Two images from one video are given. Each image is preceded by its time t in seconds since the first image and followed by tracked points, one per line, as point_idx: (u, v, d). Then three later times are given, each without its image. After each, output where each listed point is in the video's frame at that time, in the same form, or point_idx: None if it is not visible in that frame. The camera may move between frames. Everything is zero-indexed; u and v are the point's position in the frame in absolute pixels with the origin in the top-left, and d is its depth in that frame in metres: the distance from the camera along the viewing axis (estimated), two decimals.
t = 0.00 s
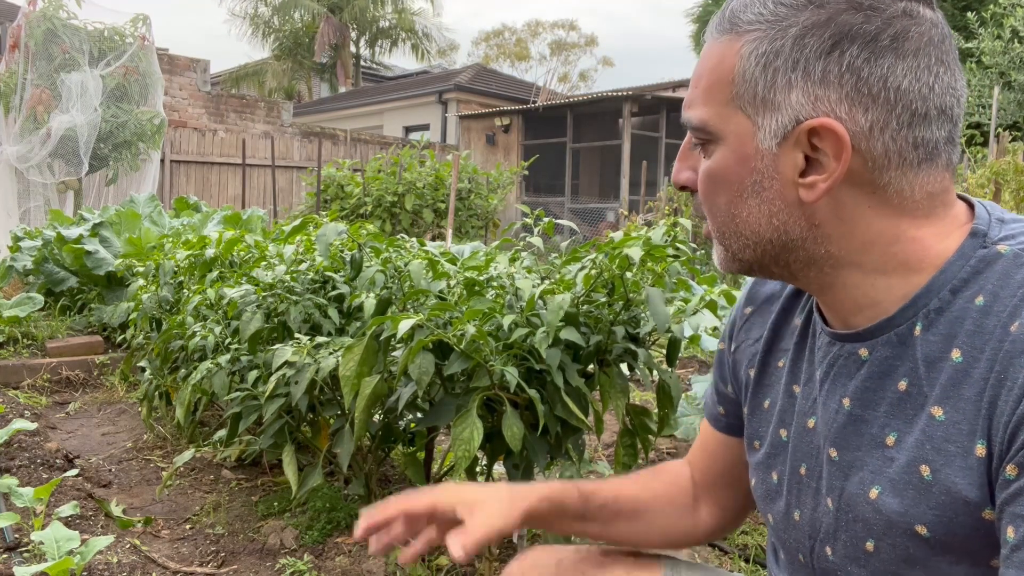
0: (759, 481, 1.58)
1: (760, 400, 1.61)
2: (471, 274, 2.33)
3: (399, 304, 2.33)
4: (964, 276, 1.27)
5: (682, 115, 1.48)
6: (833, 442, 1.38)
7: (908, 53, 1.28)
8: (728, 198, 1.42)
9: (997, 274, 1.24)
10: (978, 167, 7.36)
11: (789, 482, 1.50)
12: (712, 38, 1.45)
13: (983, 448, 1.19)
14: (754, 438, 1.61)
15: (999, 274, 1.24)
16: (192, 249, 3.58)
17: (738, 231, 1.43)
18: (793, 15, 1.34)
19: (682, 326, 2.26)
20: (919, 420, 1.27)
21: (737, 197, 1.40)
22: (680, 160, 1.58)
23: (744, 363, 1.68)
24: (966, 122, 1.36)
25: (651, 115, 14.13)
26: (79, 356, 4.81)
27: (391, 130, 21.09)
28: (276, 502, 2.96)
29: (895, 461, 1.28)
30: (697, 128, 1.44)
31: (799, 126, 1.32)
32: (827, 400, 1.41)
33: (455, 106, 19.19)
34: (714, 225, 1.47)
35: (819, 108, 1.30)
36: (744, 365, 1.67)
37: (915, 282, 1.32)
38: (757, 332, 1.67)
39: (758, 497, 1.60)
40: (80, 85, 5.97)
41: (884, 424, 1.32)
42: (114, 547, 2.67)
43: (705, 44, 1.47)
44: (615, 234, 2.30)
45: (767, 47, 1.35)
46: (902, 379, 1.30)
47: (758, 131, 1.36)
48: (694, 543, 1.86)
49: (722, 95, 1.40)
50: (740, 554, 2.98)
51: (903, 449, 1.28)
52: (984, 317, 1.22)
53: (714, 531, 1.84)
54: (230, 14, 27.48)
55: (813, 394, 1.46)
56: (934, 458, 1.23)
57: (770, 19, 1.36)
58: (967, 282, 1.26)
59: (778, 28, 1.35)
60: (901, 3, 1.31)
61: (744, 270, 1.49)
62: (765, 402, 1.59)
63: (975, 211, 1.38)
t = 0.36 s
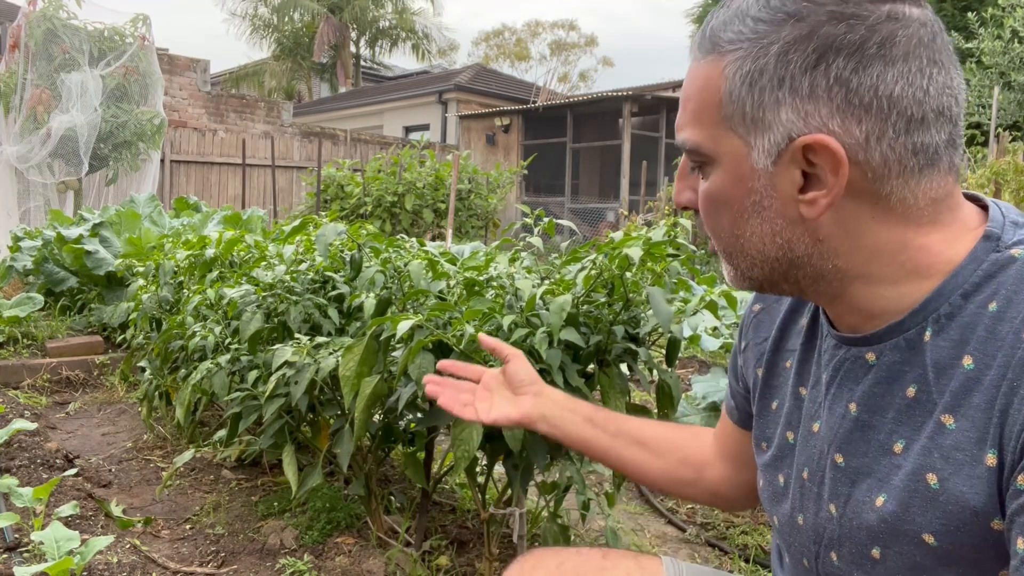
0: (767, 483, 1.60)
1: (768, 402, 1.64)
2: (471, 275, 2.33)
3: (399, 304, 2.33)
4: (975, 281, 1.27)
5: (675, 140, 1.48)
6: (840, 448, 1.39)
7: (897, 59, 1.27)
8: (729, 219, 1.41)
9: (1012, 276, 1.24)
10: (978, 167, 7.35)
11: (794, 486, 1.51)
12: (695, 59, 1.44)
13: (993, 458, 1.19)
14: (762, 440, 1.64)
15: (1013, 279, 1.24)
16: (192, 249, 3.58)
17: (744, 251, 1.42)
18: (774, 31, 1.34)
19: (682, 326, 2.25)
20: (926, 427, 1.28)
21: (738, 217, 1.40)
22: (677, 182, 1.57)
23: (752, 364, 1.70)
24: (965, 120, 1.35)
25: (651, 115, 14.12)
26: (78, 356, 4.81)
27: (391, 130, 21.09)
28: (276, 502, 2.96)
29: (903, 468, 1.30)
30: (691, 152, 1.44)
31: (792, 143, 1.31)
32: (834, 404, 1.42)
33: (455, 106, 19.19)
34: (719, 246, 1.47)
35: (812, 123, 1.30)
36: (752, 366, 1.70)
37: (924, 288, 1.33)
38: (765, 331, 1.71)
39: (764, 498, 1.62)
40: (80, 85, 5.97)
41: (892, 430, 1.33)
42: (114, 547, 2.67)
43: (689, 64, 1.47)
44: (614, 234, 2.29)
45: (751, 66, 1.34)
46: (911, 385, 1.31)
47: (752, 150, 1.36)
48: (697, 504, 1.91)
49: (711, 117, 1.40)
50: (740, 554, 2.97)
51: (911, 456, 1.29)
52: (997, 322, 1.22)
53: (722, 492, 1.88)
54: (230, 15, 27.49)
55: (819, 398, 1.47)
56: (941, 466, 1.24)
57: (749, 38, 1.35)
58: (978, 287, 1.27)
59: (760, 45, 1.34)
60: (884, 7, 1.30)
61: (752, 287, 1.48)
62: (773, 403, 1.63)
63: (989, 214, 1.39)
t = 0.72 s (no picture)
0: (772, 485, 1.61)
1: (773, 404, 1.65)
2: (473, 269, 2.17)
3: (401, 302, 2.26)
4: (966, 281, 1.28)
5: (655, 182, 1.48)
6: (839, 450, 1.39)
7: (856, 85, 1.27)
8: (718, 251, 1.41)
9: (1003, 277, 1.25)
10: (978, 168, 7.35)
11: (798, 489, 1.52)
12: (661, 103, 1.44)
13: (985, 455, 1.19)
14: (766, 442, 1.65)
15: (1003, 280, 1.25)
16: (192, 249, 3.59)
17: (737, 282, 1.42)
18: (732, 72, 1.34)
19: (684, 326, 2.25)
20: (922, 427, 1.28)
21: (726, 250, 1.40)
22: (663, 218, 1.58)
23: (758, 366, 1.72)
24: (937, 128, 1.35)
25: (651, 115, 14.12)
26: (79, 356, 4.81)
27: (391, 130, 21.10)
28: (276, 502, 2.96)
29: (901, 468, 1.30)
30: (674, 192, 1.44)
31: (766, 177, 1.31)
32: (832, 407, 1.43)
33: (455, 106, 19.20)
34: (712, 276, 1.47)
35: (782, 157, 1.30)
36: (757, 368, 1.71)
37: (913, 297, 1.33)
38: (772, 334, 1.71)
39: (769, 502, 1.63)
40: (80, 85, 5.98)
41: (889, 432, 1.33)
42: (114, 547, 2.67)
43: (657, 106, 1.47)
44: (616, 234, 2.31)
45: (717, 106, 1.35)
46: (906, 387, 1.31)
47: (730, 186, 1.36)
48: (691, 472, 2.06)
49: (686, 157, 1.40)
50: (740, 554, 2.97)
51: (908, 456, 1.29)
52: (988, 322, 1.23)
53: (714, 464, 2.02)
54: (230, 14, 27.47)
55: (818, 402, 1.48)
56: (937, 465, 1.24)
57: (708, 82, 1.36)
58: (970, 288, 1.27)
59: (721, 86, 1.34)
60: (836, 33, 1.30)
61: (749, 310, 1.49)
62: (778, 406, 1.64)
63: (979, 217, 1.40)
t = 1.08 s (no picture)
0: (777, 482, 1.61)
1: (779, 402, 1.65)
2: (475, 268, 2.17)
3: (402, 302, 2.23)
4: (975, 279, 1.28)
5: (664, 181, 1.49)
6: (846, 445, 1.39)
7: (861, 83, 1.28)
8: (727, 250, 1.42)
9: (1012, 274, 1.25)
10: (978, 168, 7.35)
11: (803, 485, 1.52)
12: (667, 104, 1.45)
13: (994, 449, 1.19)
14: (771, 439, 1.65)
15: (1012, 276, 1.24)
16: (192, 249, 3.59)
17: (745, 280, 1.43)
18: (738, 72, 1.34)
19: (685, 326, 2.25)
20: (931, 422, 1.28)
21: (735, 248, 1.41)
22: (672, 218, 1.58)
23: (763, 363, 1.71)
24: (943, 126, 1.35)
25: (651, 115, 14.10)
26: (79, 356, 4.81)
27: (391, 130, 21.10)
28: (276, 502, 2.96)
29: (909, 463, 1.30)
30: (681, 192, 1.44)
31: (772, 175, 1.32)
32: (840, 403, 1.43)
33: (455, 106, 19.20)
34: (721, 275, 1.47)
35: (789, 155, 1.30)
36: (763, 365, 1.71)
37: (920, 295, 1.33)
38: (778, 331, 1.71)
39: (773, 499, 1.63)
40: (80, 85, 5.98)
41: (898, 427, 1.33)
42: (114, 547, 2.67)
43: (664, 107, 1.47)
44: (617, 233, 2.31)
45: (723, 106, 1.35)
46: (915, 382, 1.31)
47: (737, 185, 1.36)
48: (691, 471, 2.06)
49: (693, 157, 1.40)
50: (740, 554, 2.98)
51: (916, 451, 1.29)
52: (997, 318, 1.23)
53: (714, 464, 2.02)
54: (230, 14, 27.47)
55: (825, 398, 1.48)
56: (945, 459, 1.24)
57: (715, 82, 1.36)
58: (979, 285, 1.27)
59: (727, 86, 1.35)
60: (841, 34, 1.31)
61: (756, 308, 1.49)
62: (784, 403, 1.64)
63: (986, 216, 1.39)
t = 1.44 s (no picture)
0: (774, 478, 1.59)
1: (778, 399, 1.63)
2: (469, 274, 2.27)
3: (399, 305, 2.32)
4: (977, 279, 1.28)
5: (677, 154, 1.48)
6: (845, 441, 1.40)
7: (886, 65, 1.29)
8: (731, 225, 1.40)
9: (1014, 275, 1.25)
10: (978, 168, 7.35)
11: (800, 481, 1.51)
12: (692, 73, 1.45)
13: (991, 449, 1.19)
14: (770, 435, 1.63)
15: (1014, 277, 1.24)
16: (192, 249, 3.59)
17: (746, 258, 1.41)
18: (766, 43, 1.35)
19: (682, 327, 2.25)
20: (930, 421, 1.28)
21: (739, 224, 1.39)
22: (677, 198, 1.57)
23: (763, 361, 1.69)
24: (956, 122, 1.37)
25: (651, 115, 14.10)
26: (79, 356, 4.81)
27: (391, 130, 21.10)
28: (276, 502, 2.96)
29: (908, 462, 1.29)
30: (691, 163, 1.44)
31: (788, 148, 1.32)
32: (841, 400, 1.42)
33: (455, 106, 19.20)
34: (722, 253, 1.46)
35: (807, 130, 1.30)
36: (763, 363, 1.68)
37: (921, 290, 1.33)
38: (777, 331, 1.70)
39: (771, 495, 1.61)
40: (80, 85, 5.99)
41: (896, 425, 1.33)
42: (114, 547, 2.67)
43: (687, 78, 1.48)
44: (614, 235, 2.31)
45: (747, 75, 1.35)
46: (915, 380, 1.31)
47: (750, 157, 1.36)
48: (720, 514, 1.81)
49: (709, 127, 1.40)
50: (740, 554, 2.98)
51: (915, 450, 1.29)
52: (997, 319, 1.23)
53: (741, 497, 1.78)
54: (230, 14, 27.46)
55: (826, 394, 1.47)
56: (943, 458, 1.24)
57: (742, 52, 1.37)
58: (981, 285, 1.27)
59: (753, 57, 1.35)
60: (872, 16, 1.32)
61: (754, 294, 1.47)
62: (783, 400, 1.62)
63: (988, 215, 1.39)
